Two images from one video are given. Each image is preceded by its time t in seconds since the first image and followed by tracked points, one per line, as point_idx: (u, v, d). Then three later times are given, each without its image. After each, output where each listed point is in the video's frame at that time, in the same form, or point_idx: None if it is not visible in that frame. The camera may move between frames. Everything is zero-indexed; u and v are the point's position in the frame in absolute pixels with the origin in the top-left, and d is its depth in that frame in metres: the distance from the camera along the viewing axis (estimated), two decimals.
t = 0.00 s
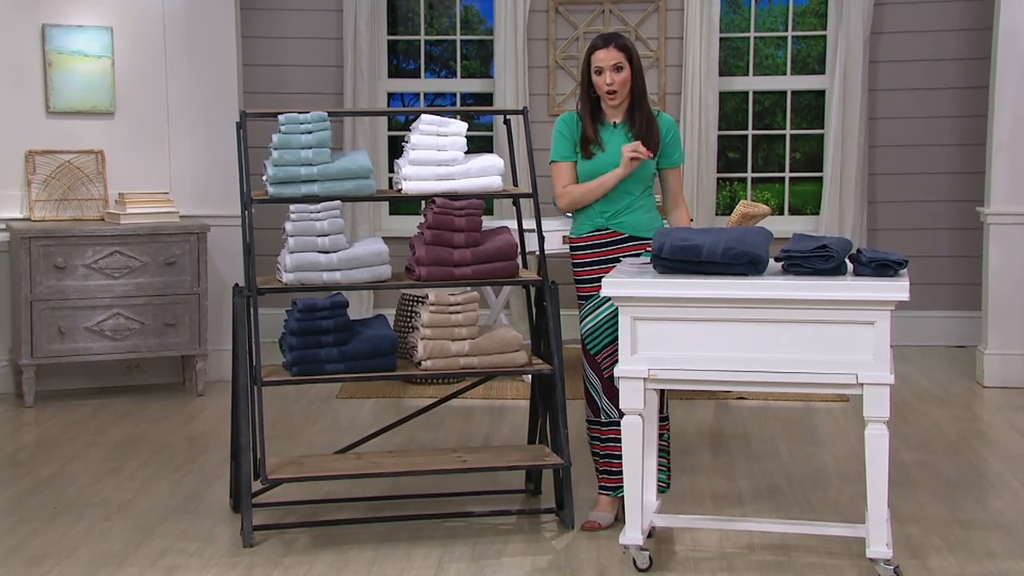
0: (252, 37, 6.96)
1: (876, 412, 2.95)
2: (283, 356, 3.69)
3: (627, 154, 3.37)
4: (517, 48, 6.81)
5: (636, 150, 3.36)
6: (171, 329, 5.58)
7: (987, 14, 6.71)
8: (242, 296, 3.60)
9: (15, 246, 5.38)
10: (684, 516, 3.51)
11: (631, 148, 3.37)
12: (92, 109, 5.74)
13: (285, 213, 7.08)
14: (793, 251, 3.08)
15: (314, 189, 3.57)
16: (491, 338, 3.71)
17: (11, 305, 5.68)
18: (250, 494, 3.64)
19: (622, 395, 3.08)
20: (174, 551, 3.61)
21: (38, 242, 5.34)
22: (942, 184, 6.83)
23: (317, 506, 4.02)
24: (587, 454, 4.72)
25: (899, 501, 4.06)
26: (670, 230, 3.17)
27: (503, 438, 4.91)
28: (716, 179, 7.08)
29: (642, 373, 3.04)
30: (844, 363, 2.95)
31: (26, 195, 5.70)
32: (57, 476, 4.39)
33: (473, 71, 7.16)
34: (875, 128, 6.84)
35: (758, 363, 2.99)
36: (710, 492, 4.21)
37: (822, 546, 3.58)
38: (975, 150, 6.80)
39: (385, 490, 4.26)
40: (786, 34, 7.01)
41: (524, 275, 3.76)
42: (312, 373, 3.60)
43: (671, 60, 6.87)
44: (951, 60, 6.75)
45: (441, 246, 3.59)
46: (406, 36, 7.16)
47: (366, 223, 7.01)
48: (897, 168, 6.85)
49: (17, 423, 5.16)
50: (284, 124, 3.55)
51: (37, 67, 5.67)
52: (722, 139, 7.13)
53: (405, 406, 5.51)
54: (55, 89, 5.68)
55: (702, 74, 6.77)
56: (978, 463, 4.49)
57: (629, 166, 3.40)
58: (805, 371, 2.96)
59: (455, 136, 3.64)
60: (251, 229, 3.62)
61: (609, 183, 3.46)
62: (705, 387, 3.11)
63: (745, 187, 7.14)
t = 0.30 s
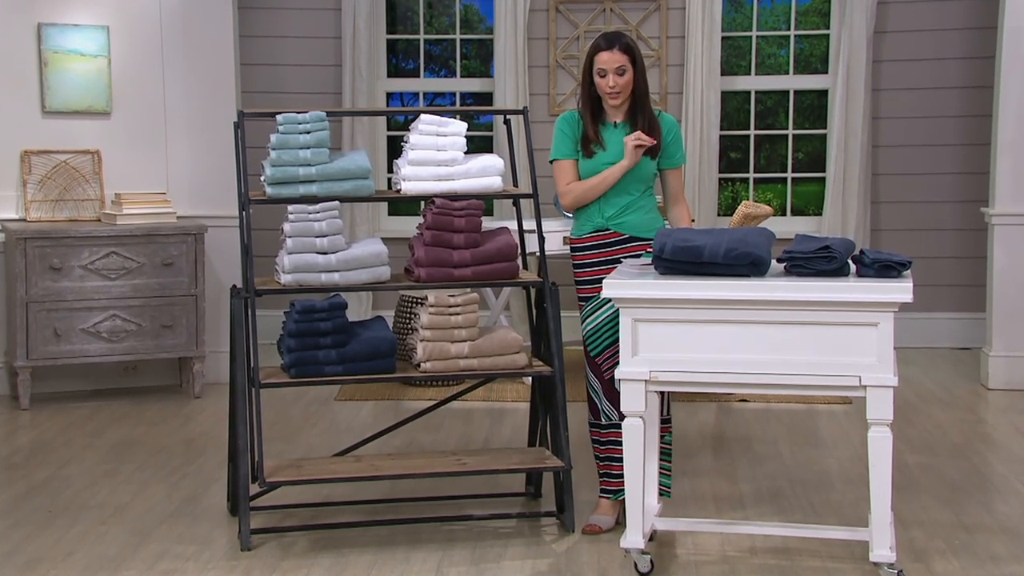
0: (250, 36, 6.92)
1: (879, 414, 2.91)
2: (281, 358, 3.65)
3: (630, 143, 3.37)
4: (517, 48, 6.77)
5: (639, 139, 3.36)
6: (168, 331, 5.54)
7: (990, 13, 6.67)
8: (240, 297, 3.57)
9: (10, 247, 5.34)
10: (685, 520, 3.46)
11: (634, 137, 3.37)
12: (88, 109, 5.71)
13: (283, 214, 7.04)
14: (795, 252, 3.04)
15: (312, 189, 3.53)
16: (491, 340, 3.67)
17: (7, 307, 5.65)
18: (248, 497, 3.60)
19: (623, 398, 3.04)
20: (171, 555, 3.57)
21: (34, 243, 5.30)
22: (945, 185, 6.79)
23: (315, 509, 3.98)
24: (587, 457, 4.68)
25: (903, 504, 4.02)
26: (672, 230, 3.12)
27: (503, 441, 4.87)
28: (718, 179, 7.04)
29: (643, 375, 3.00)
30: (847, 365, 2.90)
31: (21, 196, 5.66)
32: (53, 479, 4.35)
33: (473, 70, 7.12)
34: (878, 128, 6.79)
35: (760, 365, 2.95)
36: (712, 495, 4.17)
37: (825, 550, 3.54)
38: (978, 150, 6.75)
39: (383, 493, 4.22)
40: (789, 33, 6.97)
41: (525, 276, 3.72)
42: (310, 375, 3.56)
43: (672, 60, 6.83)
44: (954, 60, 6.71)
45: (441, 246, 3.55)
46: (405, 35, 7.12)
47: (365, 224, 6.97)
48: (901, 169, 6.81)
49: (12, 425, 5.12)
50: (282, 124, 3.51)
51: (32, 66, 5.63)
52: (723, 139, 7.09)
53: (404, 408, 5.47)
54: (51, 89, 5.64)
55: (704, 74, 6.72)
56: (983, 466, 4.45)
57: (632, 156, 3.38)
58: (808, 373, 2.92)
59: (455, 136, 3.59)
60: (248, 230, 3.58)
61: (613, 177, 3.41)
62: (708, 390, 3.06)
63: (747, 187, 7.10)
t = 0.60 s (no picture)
0: (248, 35, 6.88)
1: (883, 417, 2.86)
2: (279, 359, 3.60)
3: (637, 151, 3.31)
4: (517, 47, 6.73)
5: (646, 147, 3.31)
6: (165, 333, 5.50)
7: (993, 13, 6.63)
8: (237, 299, 3.52)
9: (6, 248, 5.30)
10: (687, 523, 3.42)
11: (641, 144, 3.31)
12: (84, 109, 5.66)
13: (282, 214, 7.00)
14: (798, 253, 2.98)
15: (311, 189, 3.48)
16: (491, 342, 3.62)
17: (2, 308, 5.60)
18: (246, 500, 3.56)
19: (623, 401, 2.99)
20: (167, 559, 3.52)
21: (29, 244, 5.26)
22: (950, 185, 6.75)
23: (313, 512, 3.93)
24: (588, 459, 4.63)
25: (908, 508, 3.98)
26: (672, 231, 3.07)
27: (503, 443, 4.83)
28: (720, 180, 7.00)
29: (644, 378, 2.95)
30: (850, 367, 2.86)
31: (16, 196, 5.62)
32: (48, 482, 4.31)
33: (473, 70, 7.08)
34: (882, 128, 6.75)
35: (763, 368, 2.91)
36: (714, 498, 4.13)
37: (829, 554, 3.49)
38: (983, 150, 6.71)
39: (382, 497, 4.18)
40: (791, 32, 6.93)
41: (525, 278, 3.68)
42: (309, 377, 3.52)
43: (673, 59, 6.79)
44: (959, 59, 6.66)
45: (440, 247, 3.51)
46: (404, 34, 7.07)
47: (363, 224, 6.92)
48: (904, 170, 6.76)
49: (8, 428, 5.08)
50: (280, 123, 3.46)
51: (28, 66, 5.59)
52: (725, 139, 7.04)
53: (404, 411, 5.42)
54: (46, 88, 5.60)
55: (706, 73, 6.68)
56: (988, 469, 4.41)
57: (636, 162, 3.33)
58: (811, 375, 2.88)
59: (455, 135, 3.55)
60: (246, 231, 3.54)
61: (614, 182, 3.37)
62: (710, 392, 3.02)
63: (749, 188, 7.06)
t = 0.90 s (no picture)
0: (247, 35, 6.84)
1: (886, 420, 2.82)
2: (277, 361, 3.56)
3: (638, 152, 3.28)
4: (518, 47, 6.69)
5: (647, 148, 3.27)
6: (161, 335, 5.46)
7: (997, 12, 6.59)
8: (235, 300, 3.48)
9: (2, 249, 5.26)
10: (689, 527, 3.38)
11: (642, 144, 3.28)
12: (80, 109, 5.62)
13: (280, 216, 6.96)
14: (801, 254, 2.94)
15: (310, 190, 3.44)
16: (491, 344, 3.59)
17: None
18: (243, 503, 3.52)
19: (624, 403, 2.94)
20: (164, 563, 3.49)
21: (25, 245, 5.23)
22: (954, 186, 6.71)
23: (311, 516, 3.89)
24: (588, 463, 4.59)
25: (912, 511, 3.94)
26: (672, 232, 3.02)
27: (503, 446, 4.79)
28: (722, 180, 6.96)
29: (645, 380, 2.91)
30: (853, 369, 2.83)
31: (12, 197, 5.58)
32: (44, 485, 4.27)
33: (472, 69, 7.04)
34: (885, 128, 6.71)
35: (767, 370, 2.87)
36: (716, 501, 4.09)
37: (832, 558, 3.45)
38: (987, 150, 6.67)
39: (381, 500, 4.14)
40: (793, 31, 6.89)
41: (525, 279, 3.64)
42: (307, 380, 3.48)
43: (675, 59, 6.75)
44: (962, 58, 6.63)
45: (440, 249, 3.47)
46: (404, 33, 7.04)
47: (362, 225, 6.88)
48: (908, 170, 6.72)
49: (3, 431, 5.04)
50: (278, 123, 3.42)
51: (23, 65, 5.55)
52: (727, 139, 7.00)
53: (403, 413, 5.38)
54: (42, 88, 5.56)
55: (707, 73, 6.64)
56: (993, 472, 4.37)
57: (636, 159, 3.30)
58: (815, 378, 2.84)
59: (454, 136, 3.51)
60: (244, 232, 3.50)
61: (614, 184, 3.34)
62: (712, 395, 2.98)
63: (751, 189, 7.02)
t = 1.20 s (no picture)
0: (245, 35, 6.80)
1: (890, 423, 2.78)
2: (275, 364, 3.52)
3: (639, 151, 3.23)
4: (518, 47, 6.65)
5: (648, 148, 3.23)
6: (158, 337, 5.41)
7: (1001, 12, 6.55)
8: (232, 302, 3.44)
9: None
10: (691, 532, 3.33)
11: (644, 144, 3.23)
12: (76, 109, 5.58)
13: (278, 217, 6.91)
14: (804, 256, 2.91)
15: (308, 191, 3.39)
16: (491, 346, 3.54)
17: None
18: (241, 508, 3.47)
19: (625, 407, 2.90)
20: (160, 568, 3.44)
21: (20, 246, 5.18)
22: (958, 187, 6.66)
23: (309, 520, 3.85)
24: (589, 466, 4.55)
25: (917, 516, 3.89)
26: (674, 233, 2.97)
27: (503, 450, 4.75)
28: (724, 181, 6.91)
29: (647, 383, 2.87)
30: (857, 372, 2.78)
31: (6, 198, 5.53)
32: (39, 489, 4.22)
33: (472, 69, 7.00)
34: (889, 128, 6.67)
35: (770, 373, 2.82)
36: (718, 506, 4.04)
37: (837, 564, 3.41)
38: (992, 150, 6.62)
39: (380, 504, 4.09)
40: (796, 30, 6.85)
41: (526, 281, 3.59)
42: (305, 383, 3.44)
43: (677, 59, 6.70)
44: (967, 58, 6.58)
45: (439, 250, 3.43)
46: (403, 33, 6.99)
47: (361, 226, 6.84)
48: (912, 171, 6.68)
49: None
50: (276, 124, 3.38)
51: (18, 65, 5.51)
52: (729, 139, 6.96)
53: (402, 416, 5.33)
54: (37, 88, 5.52)
55: (709, 73, 6.60)
56: (998, 476, 4.32)
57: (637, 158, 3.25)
58: (818, 381, 2.79)
59: (454, 136, 3.47)
60: (241, 234, 3.46)
61: (615, 184, 3.29)
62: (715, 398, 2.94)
63: (753, 190, 6.97)
